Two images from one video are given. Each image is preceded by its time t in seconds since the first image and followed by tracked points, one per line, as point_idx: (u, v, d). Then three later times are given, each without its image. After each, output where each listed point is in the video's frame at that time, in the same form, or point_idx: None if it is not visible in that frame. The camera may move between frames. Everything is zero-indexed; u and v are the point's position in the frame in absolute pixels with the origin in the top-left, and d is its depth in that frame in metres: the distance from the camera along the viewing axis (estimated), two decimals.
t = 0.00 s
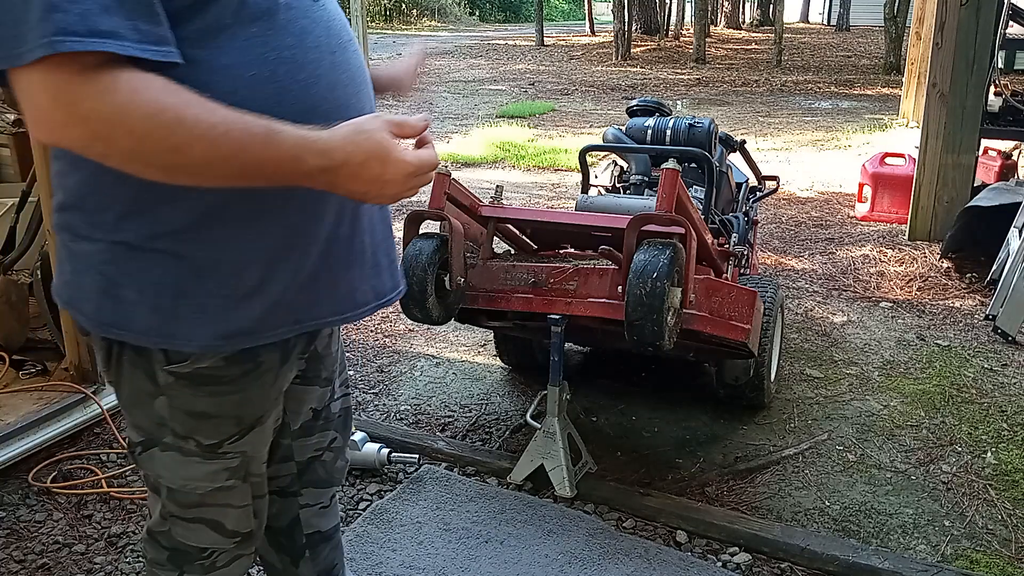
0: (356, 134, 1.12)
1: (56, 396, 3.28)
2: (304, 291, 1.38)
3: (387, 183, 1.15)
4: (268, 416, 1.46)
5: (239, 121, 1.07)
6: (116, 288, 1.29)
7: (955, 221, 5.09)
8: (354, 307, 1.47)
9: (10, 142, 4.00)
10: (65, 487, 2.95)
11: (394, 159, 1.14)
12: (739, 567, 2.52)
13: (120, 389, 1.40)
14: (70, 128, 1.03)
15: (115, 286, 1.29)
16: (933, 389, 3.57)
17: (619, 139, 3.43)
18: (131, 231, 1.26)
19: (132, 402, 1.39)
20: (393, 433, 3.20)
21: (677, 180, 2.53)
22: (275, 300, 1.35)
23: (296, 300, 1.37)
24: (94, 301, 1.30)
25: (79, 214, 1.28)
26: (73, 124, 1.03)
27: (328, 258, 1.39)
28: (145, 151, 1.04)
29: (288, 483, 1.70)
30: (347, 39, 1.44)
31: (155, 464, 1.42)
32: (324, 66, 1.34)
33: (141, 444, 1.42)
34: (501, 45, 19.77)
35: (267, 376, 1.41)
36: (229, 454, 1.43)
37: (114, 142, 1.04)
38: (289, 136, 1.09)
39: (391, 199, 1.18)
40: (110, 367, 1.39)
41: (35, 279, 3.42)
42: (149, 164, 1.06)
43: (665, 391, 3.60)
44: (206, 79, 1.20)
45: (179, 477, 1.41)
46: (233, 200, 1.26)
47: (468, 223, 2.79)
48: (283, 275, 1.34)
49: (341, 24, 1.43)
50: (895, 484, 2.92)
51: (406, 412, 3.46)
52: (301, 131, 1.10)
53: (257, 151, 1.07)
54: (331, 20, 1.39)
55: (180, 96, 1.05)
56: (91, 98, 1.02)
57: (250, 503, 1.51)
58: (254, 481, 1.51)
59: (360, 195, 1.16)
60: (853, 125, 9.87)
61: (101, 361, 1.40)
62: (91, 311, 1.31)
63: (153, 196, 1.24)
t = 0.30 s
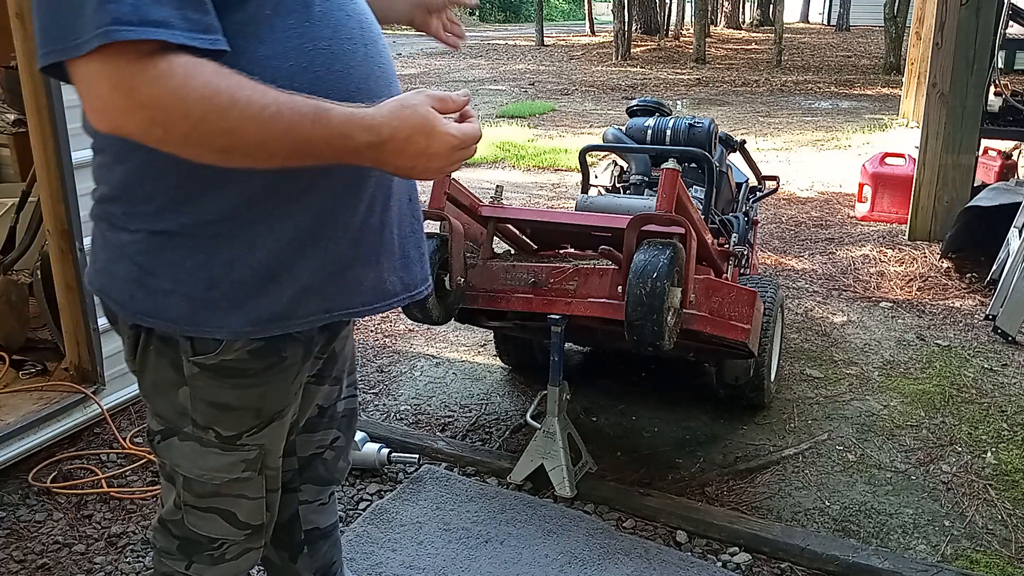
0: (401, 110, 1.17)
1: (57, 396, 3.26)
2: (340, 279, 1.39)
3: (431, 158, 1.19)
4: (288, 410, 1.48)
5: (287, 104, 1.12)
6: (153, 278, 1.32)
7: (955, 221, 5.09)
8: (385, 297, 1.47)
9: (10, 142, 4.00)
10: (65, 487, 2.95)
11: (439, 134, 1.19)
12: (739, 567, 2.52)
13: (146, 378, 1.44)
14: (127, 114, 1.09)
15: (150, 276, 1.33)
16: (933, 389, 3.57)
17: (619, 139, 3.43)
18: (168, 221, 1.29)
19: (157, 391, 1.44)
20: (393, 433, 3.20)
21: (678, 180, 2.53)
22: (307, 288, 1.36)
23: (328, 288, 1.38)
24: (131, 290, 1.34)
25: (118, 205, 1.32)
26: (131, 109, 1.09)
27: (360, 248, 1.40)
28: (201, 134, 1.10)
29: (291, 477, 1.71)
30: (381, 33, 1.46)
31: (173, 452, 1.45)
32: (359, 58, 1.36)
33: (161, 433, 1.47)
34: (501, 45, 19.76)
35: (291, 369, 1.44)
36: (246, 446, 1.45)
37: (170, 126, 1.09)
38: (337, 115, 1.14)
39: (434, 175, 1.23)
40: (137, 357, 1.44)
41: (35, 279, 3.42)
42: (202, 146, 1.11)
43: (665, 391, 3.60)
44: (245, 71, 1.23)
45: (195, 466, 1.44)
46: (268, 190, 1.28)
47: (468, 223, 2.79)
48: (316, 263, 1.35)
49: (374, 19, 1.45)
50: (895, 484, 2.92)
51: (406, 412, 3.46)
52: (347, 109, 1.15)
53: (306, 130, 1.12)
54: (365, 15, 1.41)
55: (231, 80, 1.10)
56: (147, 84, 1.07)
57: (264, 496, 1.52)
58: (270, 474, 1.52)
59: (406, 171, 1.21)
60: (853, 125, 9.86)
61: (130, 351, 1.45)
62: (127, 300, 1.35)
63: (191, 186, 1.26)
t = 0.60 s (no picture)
0: (398, 103, 1.20)
1: (57, 396, 3.24)
2: (347, 275, 1.37)
3: (425, 151, 1.22)
4: (311, 406, 1.45)
5: (290, 83, 1.13)
6: (167, 263, 1.35)
7: (955, 221, 5.09)
8: (398, 299, 1.43)
9: (10, 142, 4.00)
10: (65, 487, 2.95)
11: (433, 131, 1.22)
12: (739, 567, 2.52)
13: (170, 371, 1.44)
14: (130, 82, 1.08)
15: (165, 261, 1.35)
16: (933, 389, 3.57)
17: (619, 139, 3.43)
18: (182, 206, 1.31)
19: (180, 384, 1.43)
20: (393, 433, 3.20)
21: (678, 181, 2.53)
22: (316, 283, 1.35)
23: (338, 284, 1.37)
24: (148, 275, 1.37)
25: (140, 190, 1.35)
26: (134, 77, 1.08)
27: (373, 246, 1.38)
28: (200, 103, 1.09)
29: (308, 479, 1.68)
30: (409, 33, 1.44)
31: (197, 451, 1.44)
32: (379, 56, 1.34)
33: (186, 432, 1.46)
34: (501, 45, 19.76)
35: (309, 364, 1.41)
36: (270, 442, 1.43)
37: (171, 97, 1.08)
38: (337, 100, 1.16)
39: (429, 169, 1.25)
40: (162, 349, 1.44)
41: (35, 280, 3.43)
42: (202, 119, 1.10)
43: (665, 391, 3.60)
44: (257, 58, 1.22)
45: (219, 464, 1.43)
46: (280, 180, 1.29)
47: (467, 223, 2.81)
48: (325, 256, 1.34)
49: (404, 20, 1.44)
50: (895, 484, 2.92)
51: (406, 412, 3.46)
52: (348, 95, 1.17)
53: (306, 111, 1.13)
54: (392, 14, 1.40)
55: (235, 55, 1.10)
56: (151, 51, 1.07)
57: (289, 497, 1.49)
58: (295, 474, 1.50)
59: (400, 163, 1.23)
60: (853, 125, 9.86)
61: (155, 344, 1.46)
62: (145, 285, 1.38)
63: (204, 173, 1.28)
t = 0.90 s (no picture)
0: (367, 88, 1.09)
1: (57, 396, 3.24)
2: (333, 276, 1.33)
3: (393, 139, 1.10)
4: (338, 382, 1.40)
5: (259, 68, 1.08)
6: (163, 248, 1.34)
7: (955, 221, 5.09)
8: (383, 308, 1.40)
9: (10, 142, 3.99)
10: (65, 487, 2.95)
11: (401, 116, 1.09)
12: (739, 567, 2.52)
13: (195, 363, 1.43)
14: (113, 67, 1.09)
15: (161, 247, 1.34)
16: (933, 389, 3.57)
17: (619, 139, 3.43)
18: (173, 194, 1.30)
19: (207, 376, 1.41)
20: (393, 433, 3.20)
21: (678, 181, 2.53)
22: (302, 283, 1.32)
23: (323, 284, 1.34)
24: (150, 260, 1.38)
25: (140, 176, 1.36)
26: (117, 62, 1.08)
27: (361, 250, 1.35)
28: (172, 87, 1.07)
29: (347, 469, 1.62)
30: (413, 44, 1.41)
31: (237, 447, 1.41)
32: (374, 64, 1.31)
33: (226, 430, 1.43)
34: (501, 45, 19.77)
35: (318, 343, 1.36)
36: (305, 424, 1.38)
37: (147, 80, 1.07)
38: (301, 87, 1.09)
39: (404, 161, 1.12)
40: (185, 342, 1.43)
41: (35, 280, 3.42)
42: (176, 104, 1.08)
43: (665, 391, 3.60)
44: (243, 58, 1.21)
45: (259, 455, 1.38)
46: (269, 173, 1.27)
47: (467, 223, 2.79)
48: (307, 259, 1.32)
49: (411, 32, 1.41)
50: (895, 484, 2.92)
51: (406, 412, 3.46)
52: (318, 81, 1.10)
53: (274, 95, 1.08)
54: (396, 24, 1.37)
55: (211, 41, 1.08)
56: (132, 37, 1.07)
57: (343, 485, 1.43)
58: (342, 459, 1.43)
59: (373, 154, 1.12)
60: (853, 125, 9.86)
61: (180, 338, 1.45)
62: (149, 269, 1.38)
63: (196, 161, 1.27)
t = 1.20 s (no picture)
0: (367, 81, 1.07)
1: (57, 396, 3.24)
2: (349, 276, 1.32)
3: (398, 133, 1.07)
4: (331, 407, 1.40)
5: (255, 67, 1.07)
6: (176, 261, 1.33)
7: (954, 221, 5.09)
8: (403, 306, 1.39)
9: (10, 142, 3.99)
10: (65, 487, 2.95)
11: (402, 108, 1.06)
12: (739, 567, 2.53)
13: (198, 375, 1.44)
14: (110, 79, 1.09)
15: (175, 259, 1.33)
16: (933, 389, 3.57)
17: (619, 139, 3.43)
18: (186, 205, 1.29)
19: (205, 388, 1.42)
20: (393, 433, 3.20)
21: (678, 181, 2.53)
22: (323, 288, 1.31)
23: (343, 288, 1.32)
24: (163, 274, 1.36)
25: (149, 189, 1.34)
26: (112, 72, 1.09)
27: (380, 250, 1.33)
28: (170, 94, 1.07)
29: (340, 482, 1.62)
30: (418, 32, 1.41)
31: (225, 459, 1.42)
32: (382, 55, 1.31)
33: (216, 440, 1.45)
34: (501, 45, 19.77)
35: (323, 365, 1.36)
36: (293, 446, 1.39)
37: (144, 90, 1.08)
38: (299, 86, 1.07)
39: (412, 154, 1.09)
40: (189, 354, 1.43)
41: (35, 280, 3.43)
42: (175, 111, 1.08)
43: (665, 391, 3.60)
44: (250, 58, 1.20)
45: (244, 471, 1.39)
46: (285, 177, 1.25)
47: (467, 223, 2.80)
48: (321, 261, 1.30)
49: (414, 20, 1.41)
50: (895, 484, 2.92)
51: (406, 412, 3.46)
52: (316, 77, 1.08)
53: (273, 97, 1.07)
54: (399, 14, 1.37)
55: (205, 45, 1.08)
56: (125, 46, 1.07)
57: (323, 504, 1.44)
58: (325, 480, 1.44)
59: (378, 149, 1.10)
60: (853, 125, 9.86)
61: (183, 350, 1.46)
62: (162, 285, 1.37)
63: (208, 169, 1.26)
